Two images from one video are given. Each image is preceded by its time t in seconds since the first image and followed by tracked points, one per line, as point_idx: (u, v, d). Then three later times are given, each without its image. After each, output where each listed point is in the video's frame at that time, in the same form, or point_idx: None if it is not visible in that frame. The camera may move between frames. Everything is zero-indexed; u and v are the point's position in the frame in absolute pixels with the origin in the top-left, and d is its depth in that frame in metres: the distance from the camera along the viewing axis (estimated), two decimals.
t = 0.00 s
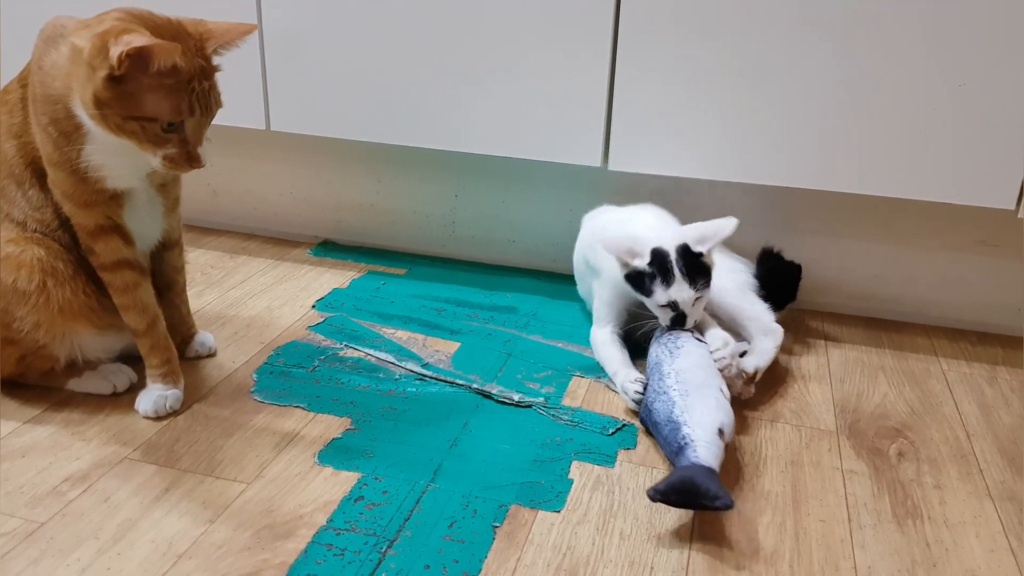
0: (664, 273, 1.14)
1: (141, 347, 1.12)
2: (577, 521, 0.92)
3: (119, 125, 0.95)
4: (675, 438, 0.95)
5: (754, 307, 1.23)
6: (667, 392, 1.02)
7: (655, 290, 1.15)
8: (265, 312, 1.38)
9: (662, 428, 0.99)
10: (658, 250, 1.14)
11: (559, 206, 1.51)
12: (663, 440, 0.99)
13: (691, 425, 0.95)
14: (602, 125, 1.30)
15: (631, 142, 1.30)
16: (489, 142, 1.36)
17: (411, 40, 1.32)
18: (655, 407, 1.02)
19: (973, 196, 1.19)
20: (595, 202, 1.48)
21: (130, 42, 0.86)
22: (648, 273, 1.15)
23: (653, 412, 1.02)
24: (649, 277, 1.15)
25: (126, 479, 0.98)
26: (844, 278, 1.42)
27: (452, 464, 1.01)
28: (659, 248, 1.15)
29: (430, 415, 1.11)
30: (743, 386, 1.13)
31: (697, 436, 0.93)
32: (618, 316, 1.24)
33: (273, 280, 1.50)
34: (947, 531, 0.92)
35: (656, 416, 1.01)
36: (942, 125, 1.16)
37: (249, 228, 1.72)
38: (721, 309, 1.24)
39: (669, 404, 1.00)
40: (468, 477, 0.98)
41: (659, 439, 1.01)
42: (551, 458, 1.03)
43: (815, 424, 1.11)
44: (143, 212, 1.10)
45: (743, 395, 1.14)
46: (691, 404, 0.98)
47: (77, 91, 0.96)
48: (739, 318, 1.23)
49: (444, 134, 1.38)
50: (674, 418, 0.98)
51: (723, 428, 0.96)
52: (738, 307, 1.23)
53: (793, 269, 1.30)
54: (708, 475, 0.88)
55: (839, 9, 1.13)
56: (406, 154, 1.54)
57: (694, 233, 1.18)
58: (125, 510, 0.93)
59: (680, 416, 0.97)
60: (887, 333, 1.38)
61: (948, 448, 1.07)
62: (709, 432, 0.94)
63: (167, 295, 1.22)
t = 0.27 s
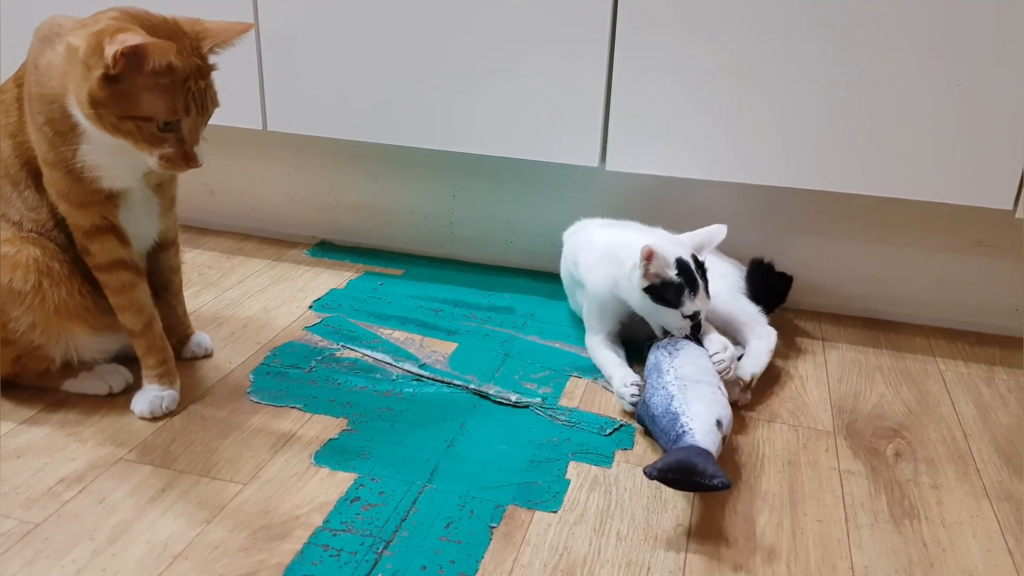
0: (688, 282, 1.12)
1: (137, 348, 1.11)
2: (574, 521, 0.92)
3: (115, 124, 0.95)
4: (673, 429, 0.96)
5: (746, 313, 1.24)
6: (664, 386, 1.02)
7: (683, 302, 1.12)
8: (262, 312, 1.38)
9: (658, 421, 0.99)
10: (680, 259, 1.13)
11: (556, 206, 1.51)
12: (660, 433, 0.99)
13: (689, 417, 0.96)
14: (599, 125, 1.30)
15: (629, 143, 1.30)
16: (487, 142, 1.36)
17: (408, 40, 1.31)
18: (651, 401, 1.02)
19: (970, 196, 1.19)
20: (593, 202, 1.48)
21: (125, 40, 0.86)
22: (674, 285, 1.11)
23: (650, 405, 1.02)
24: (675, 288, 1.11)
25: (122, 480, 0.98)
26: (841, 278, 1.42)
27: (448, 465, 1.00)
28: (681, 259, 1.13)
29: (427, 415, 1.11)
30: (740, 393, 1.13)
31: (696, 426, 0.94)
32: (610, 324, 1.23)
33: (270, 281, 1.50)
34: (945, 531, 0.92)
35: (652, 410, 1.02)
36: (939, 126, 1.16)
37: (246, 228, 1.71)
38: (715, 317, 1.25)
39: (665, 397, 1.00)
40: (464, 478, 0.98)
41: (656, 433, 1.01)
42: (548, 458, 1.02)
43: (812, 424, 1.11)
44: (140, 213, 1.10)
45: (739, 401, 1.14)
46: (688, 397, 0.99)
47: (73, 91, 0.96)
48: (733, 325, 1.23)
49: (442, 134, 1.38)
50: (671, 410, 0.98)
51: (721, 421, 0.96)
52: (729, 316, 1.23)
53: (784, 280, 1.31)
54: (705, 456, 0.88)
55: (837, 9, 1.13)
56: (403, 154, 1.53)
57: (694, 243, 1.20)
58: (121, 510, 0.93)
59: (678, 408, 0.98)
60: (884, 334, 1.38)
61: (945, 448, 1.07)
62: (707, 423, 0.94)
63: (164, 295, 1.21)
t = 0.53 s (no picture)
0: (679, 279, 1.11)
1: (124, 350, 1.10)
2: (565, 523, 0.91)
3: (98, 125, 0.94)
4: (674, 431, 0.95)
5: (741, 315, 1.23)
6: (663, 387, 1.02)
7: (672, 298, 1.12)
8: (251, 314, 1.37)
9: (658, 422, 0.99)
10: (673, 256, 1.12)
11: (548, 207, 1.50)
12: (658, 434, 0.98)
13: (690, 419, 0.95)
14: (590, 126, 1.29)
15: (619, 144, 1.30)
16: (477, 143, 1.36)
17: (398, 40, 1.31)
18: (649, 402, 1.02)
19: (959, 196, 1.19)
20: (584, 203, 1.48)
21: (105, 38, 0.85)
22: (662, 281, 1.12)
23: (648, 405, 1.02)
24: (663, 283, 1.12)
25: (109, 483, 0.97)
26: (831, 279, 1.43)
27: (439, 467, 1.00)
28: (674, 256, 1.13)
29: (417, 417, 1.10)
30: (731, 399, 1.13)
31: (698, 428, 0.93)
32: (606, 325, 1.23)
33: (260, 282, 1.49)
34: (935, 531, 0.92)
35: (650, 411, 1.01)
36: (929, 127, 1.16)
37: (235, 229, 1.70)
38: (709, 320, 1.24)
39: (665, 398, 1.00)
40: (455, 480, 0.98)
41: (653, 433, 1.01)
42: (539, 460, 1.02)
43: (803, 425, 1.11)
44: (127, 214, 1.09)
45: (730, 404, 1.14)
46: (688, 399, 0.99)
47: (56, 92, 0.95)
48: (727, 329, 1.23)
49: (432, 135, 1.37)
50: (671, 411, 0.98)
51: (720, 424, 0.96)
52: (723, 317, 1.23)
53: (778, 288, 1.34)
54: (709, 458, 0.87)
55: (826, 10, 1.13)
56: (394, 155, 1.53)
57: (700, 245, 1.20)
58: (108, 514, 0.92)
59: (678, 410, 0.97)
60: (874, 334, 1.38)
61: (935, 448, 1.07)
62: (708, 426, 0.94)
63: (151, 297, 1.20)
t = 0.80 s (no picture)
0: (682, 292, 1.13)
1: (104, 365, 1.09)
2: (555, 531, 0.91)
3: (67, 134, 0.92)
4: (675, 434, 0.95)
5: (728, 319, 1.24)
6: (658, 389, 1.02)
7: (667, 308, 1.14)
8: (235, 324, 1.36)
9: (656, 426, 0.99)
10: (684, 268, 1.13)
11: (533, 211, 1.50)
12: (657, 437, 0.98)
13: (691, 422, 0.95)
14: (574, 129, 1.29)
15: (603, 147, 1.29)
16: (460, 149, 1.35)
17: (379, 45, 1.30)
18: (644, 405, 1.02)
19: (940, 195, 1.20)
20: (569, 207, 1.48)
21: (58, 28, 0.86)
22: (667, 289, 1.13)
23: (644, 409, 1.01)
24: (665, 291, 1.13)
25: (91, 501, 0.95)
26: (817, 278, 1.43)
27: (427, 477, 0.99)
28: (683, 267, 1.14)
29: (404, 427, 1.09)
30: (719, 402, 1.13)
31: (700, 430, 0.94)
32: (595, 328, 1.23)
33: (243, 292, 1.47)
34: (923, 531, 0.92)
35: (646, 414, 1.01)
36: (909, 126, 1.17)
37: (218, 238, 1.69)
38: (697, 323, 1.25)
39: (661, 401, 1.00)
40: (443, 490, 0.97)
41: (649, 435, 1.00)
42: (528, 467, 1.01)
43: (791, 426, 1.11)
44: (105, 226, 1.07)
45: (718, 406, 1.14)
46: (684, 401, 0.99)
47: (27, 101, 0.93)
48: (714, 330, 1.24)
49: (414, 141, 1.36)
50: (670, 414, 0.97)
51: (718, 425, 0.97)
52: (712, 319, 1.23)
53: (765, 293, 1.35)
54: (719, 459, 0.87)
55: (806, 12, 1.13)
56: (377, 160, 1.52)
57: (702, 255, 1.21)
58: (89, 533, 0.90)
59: (677, 412, 0.97)
60: (860, 333, 1.38)
61: (922, 446, 1.07)
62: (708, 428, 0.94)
63: (132, 310, 1.19)
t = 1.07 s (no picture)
0: (661, 294, 1.13)
1: (49, 391, 1.05)
2: (518, 550, 0.89)
3: None
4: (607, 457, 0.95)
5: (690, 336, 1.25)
6: (608, 412, 1.01)
7: (650, 311, 1.13)
8: (188, 347, 1.32)
9: (597, 448, 0.98)
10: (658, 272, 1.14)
11: (493, 227, 1.49)
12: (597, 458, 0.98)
13: (624, 445, 0.94)
14: (532, 143, 1.29)
15: (561, 161, 1.29)
16: (418, 164, 1.34)
17: (334, 61, 1.29)
18: (595, 425, 1.02)
19: (891, 204, 1.22)
20: (529, 222, 1.48)
21: None
22: (645, 293, 1.13)
23: (593, 429, 1.01)
24: (644, 296, 1.13)
25: (33, 534, 0.91)
26: (775, 289, 1.44)
27: (387, 498, 0.97)
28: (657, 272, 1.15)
29: (363, 448, 1.07)
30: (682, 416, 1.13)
31: (628, 455, 0.92)
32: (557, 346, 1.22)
33: (197, 313, 1.44)
34: (885, 537, 0.93)
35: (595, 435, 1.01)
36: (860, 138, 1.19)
37: (171, 259, 1.64)
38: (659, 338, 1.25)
39: (608, 424, 0.99)
40: (403, 511, 0.95)
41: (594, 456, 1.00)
42: (490, 486, 1.00)
43: (753, 436, 1.11)
44: (50, 247, 1.04)
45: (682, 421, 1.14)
46: (629, 424, 0.97)
47: None
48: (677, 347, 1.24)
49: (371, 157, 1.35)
50: (610, 437, 0.97)
51: (658, 453, 0.94)
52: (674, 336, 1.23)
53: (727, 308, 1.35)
54: (632, 495, 0.86)
55: (756, 27, 1.15)
56: (334, 178, 1.50)
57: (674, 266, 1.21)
58: (30, 567, 0.86)
59: (615, 437, 0.96)
60: (819, 343, 1.40)
61: (881, 454, 1.08)
62: (642, 453, 0.93)
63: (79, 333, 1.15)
